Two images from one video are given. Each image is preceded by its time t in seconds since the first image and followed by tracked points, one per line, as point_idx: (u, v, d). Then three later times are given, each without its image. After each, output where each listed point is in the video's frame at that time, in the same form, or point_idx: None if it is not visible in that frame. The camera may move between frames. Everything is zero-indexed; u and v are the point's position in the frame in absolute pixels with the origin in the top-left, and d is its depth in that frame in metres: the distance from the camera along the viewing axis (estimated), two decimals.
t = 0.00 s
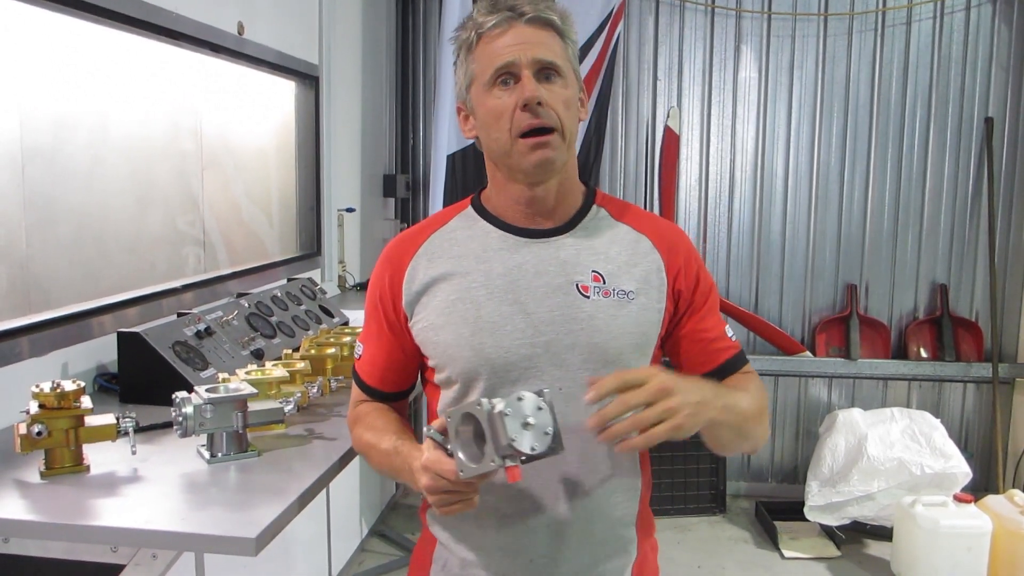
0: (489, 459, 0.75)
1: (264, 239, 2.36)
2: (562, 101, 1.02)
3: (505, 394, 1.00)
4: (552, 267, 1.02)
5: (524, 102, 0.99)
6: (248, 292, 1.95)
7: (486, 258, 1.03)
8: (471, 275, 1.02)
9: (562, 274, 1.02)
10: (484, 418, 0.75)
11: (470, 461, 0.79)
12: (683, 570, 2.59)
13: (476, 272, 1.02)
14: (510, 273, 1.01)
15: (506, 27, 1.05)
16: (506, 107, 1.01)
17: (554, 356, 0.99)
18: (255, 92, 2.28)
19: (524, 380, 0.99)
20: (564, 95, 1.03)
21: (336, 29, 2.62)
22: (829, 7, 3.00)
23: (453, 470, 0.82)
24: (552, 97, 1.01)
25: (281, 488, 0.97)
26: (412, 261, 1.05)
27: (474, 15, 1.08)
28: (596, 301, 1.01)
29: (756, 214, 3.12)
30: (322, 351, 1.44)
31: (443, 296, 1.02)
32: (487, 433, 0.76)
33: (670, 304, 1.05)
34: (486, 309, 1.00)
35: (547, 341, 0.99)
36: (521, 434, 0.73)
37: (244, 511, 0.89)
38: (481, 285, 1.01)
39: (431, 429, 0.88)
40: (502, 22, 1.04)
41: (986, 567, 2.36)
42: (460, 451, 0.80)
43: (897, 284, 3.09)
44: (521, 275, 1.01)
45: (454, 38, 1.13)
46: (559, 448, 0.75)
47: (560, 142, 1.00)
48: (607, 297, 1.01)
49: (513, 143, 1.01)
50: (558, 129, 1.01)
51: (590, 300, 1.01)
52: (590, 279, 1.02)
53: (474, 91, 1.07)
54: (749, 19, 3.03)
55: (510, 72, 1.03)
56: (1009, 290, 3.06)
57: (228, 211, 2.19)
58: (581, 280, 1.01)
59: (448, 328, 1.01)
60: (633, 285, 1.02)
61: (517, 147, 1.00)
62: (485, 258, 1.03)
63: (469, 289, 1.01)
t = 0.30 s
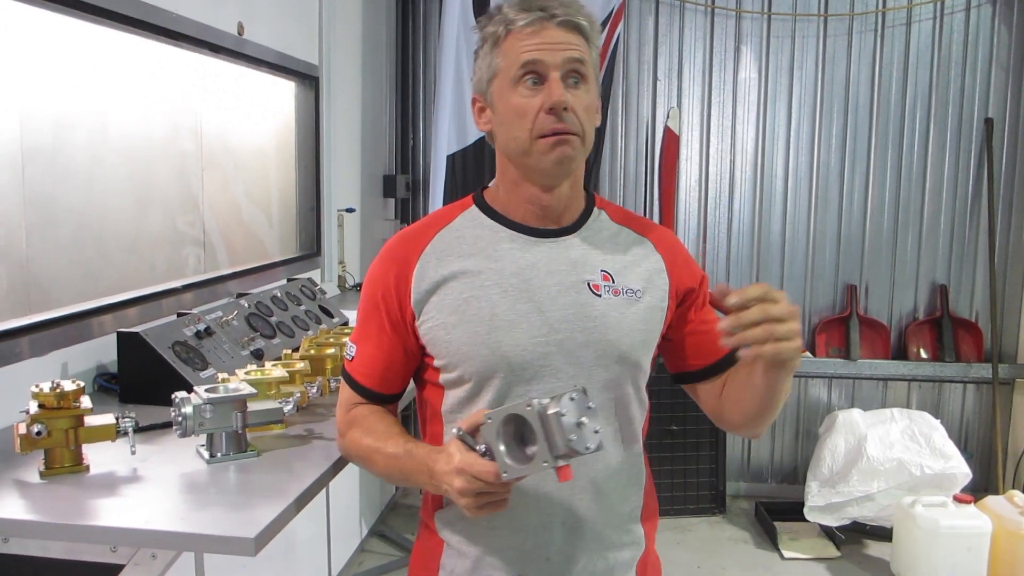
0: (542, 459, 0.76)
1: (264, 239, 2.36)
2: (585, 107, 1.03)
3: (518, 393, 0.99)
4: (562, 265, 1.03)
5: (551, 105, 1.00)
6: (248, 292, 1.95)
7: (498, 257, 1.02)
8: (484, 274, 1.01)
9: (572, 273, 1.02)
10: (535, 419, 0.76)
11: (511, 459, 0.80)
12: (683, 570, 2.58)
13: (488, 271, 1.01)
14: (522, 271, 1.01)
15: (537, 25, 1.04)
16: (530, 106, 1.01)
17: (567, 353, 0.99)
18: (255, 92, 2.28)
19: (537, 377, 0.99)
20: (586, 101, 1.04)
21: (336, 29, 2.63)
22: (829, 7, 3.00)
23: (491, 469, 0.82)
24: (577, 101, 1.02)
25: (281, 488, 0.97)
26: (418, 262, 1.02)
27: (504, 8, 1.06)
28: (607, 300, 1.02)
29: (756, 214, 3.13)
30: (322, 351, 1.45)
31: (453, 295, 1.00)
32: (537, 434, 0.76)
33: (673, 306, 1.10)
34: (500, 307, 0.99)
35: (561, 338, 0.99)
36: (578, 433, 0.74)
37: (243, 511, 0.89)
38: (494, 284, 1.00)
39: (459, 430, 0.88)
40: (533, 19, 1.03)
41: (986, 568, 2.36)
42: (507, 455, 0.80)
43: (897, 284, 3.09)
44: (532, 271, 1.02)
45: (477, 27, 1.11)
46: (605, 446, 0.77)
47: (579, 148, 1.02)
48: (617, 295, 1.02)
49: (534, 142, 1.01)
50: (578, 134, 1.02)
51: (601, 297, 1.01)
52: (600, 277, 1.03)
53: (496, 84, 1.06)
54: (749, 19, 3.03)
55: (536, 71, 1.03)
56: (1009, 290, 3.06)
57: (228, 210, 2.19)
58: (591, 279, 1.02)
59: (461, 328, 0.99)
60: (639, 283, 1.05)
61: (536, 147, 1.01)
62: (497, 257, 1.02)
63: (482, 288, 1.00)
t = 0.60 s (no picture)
0: (586, 447, 0.77)
1: (263, 240, 2.36)
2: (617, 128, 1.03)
3: (524, 392, 0.99)
4: (566, 266, 1.04)
5: (595, 121, 0.98)
6: (247, 293, 1.95)
7: (502, 256, 1.02)
8: (490, 271, 1.01)
9: (575, 273, 1.03)
10: (580, 409, 0.77)
11: (550, 450, 0.80)
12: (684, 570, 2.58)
13: (493, 270, 1.01)
14: (525, 270, 1.02)
15: (591, 37, 1.01)
16: (572, 116, 0.99)
17: (572, 351, 1.00)
18: (254, 94, 2.28)
19: (544, 377, 0.99)
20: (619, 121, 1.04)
21: (335, 31, 2.63)
22: (828, 6, 3.00)
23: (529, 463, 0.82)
24: (615, 122, 1.02)
25: (280, 489, 0.97)
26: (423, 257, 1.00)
27: (561, 9, 1.02)
28: (608, 299, 1.03)
29: (755, 213, 3.13)
30: (321, 352, 1.45)
31: (460, 291, 0.99)
32: (581, 423, 0.78)
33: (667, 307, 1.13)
34: (506, 306, 0.99)
35: (566, 337, 0.99)
36: (625, 421, 0.76)
37: (243, 513, 0.89)
38: (499, 282, 1.00)
39: (486, 425, 0.87)
40: (592, 31, 1.01)
41: (987, 566, 2.36)
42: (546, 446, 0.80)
43: (896, 283, 3.09)
44: (535, 271, 1.02)
45: (518, 15, 1.06)
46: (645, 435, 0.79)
47: (604, 164, 1.02)
48: (617, 295, 1.04)
49: (567, 154, 1.00)
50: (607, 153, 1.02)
51: (603, 297, 1.03)
52: (601, 277, 1.05)
53: (535, 83, 1.01)
54: (748, 19, 3.03)
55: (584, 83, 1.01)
56: (1009, 289, 3.06)
57: (227, 212, 2.20)
58: (593, 279, 1.04)
59: (467, 326, 0.98)
60: (637, 283, 1.08)
61: (567, 155, 1.00)
62: (502, 255, 1.02)
63: (488, 285, 1.00)
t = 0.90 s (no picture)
0: (558, 448, 0.76)
1: (261, 240, 2.36)
2: (606, 128, 1.03)
3: (513, 390, 0.99)
4: (561, 266, 1.04)
5: (576, 124, 0.99)
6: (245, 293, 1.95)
7: (497, 256, 1.02)
8: (484, 270, 1.01)
9: (570, 274, 1.03)
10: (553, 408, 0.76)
11: (524, 447, 0.79)
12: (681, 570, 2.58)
13: (487, 269, 1.01)
14: (519, 271, 1.02)
15: (577, 37, 1.01)
16: (554, 119, 1.00)
17: (563, 352, 0.99)
18: (253, 93, 2.28)
19: (533, 376, 0.99)
20: (608, 122, 1.03)
21: (334, 31, 2.63)
22: (827, 7, 3.00)
23: (503, 459, 0.81)
24: (601, 123, 1.01)
25: (277, 489, 0.97)
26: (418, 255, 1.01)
27: (547, 10, 1.03)
28: (603, 301, 1.03)
29: (753, 214, 3.13)
30: (319, 352, 1.45)
31: (453, 290, 1.00)
32: (554, 422, 0.76)
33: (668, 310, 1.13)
34: (498, 306, 0.99)
35: (557, 337, 0.99)
36: (596, 421, 0.74)
37: (238, 512, 0.89)
38: (493, 281, 1.00)
39: (468, 421, 0.87)
40: (576, 31, 1.00)
41: (985, 566, 2.36)
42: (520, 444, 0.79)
43: (894, 283, 3.09)
44: (529, 271, 1.02)
45: (513, 16, 1.07)
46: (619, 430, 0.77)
47: (592, 166, 1.02)
48: (612, 298, 1.04)
49: (551, 155, 1.01)
50: (594, 154, 1.02)
51: (598, 299, 1.03)
52: (598, 280, 1.04)
53: (522, 86, 1.03)
54: (746, 19, 3.03)
55: (567, 83, 1.01)
56: (1007, 289, 3.06)
57: (225, 212, 2.20)
58: (588, 281, 1.03)
59: (461, 324, 0.98)
60: (635, 287, 1.07)
61: (551, 158, 1.01)
62: (497, 255, 1.02)
63: (481, 284, 1.00)
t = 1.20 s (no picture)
0: (486, 454, 0.76)
1: (259, 241, 2.36)
2: (585, 117, 1.01)
3: (501, 389, 0.99)
4: (556, 266, 1.02)
5: (546, 114, 0.99)
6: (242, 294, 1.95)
7: (492, 256, 1.03)
8: (479, 272, 1.02)
9: (565, 274, 1.02)
10: (482, 414, 0.76)
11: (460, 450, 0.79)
12: (679, 570, 2.59)
13: (481, 270, 1.02)
14: (515, 271, 1.01)
15: (546, 30, 1.02)
16: (528, 112, 1.01)
17: (552, 352, 0.99)
18: (249, 93, 2.28)
19: (522, 374, 0.99)
20: (587, 110, 1.02)
21: (330, 31, 2.63)
22: (823, 7, 3.01)
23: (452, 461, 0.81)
24: (575, 110, 1.00)
25: (275, 489, 0.97)
26: (418, 255, 1.04)
27: (516, 10, 1.05)
28: (597, 303, 1.01)
29: (750, 214, 3.14)
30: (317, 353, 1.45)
31: (448, 291, 1.02)
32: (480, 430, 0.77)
33: (667, 312, 1.06)
34: (489, 306, 1.00)
35: (547, 338, 0.99)
36: (519, 428, 0.75)
37: (236, 512, 0.89)
38: (486, 282, 1.01)
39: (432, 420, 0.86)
40: (541, 24, 1.02)
41: (981, 565, 2.37)
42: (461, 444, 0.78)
43: (891, 283, 3.10)
44: (524, 272, 1.02)
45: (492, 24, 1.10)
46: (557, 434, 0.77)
47: (572, 156, 1.00)
48: (608, 299, 1.01)
49: (528, 149, 1.01)
50: (573, 143, 1.00)
51: (591, 300, 1.01)
52: (593, 280, 1.02)
53: (499, 86, 1.05)
54: (743, 19, 3.04)
55: (538, 76, 1.02)
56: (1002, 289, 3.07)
57: (223, 213, 2.20)
58: (583, 281, 1.01)
59: (451, 322, 1.00)
60: (633, 289, 1.03)
61: (529, 151, 1.01)
62: (492, 256, 1.03)
63: (475, 285, 1.01)
